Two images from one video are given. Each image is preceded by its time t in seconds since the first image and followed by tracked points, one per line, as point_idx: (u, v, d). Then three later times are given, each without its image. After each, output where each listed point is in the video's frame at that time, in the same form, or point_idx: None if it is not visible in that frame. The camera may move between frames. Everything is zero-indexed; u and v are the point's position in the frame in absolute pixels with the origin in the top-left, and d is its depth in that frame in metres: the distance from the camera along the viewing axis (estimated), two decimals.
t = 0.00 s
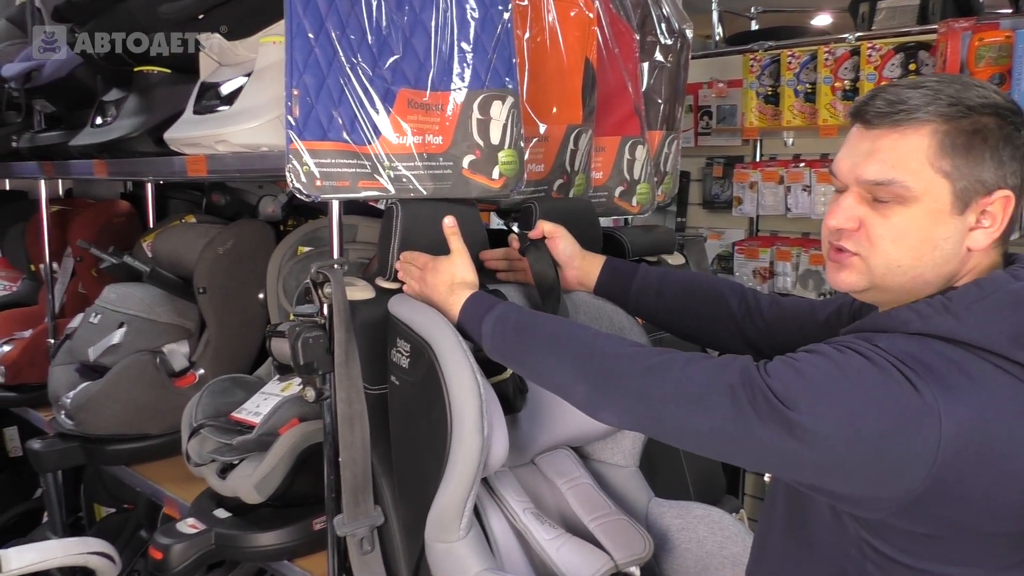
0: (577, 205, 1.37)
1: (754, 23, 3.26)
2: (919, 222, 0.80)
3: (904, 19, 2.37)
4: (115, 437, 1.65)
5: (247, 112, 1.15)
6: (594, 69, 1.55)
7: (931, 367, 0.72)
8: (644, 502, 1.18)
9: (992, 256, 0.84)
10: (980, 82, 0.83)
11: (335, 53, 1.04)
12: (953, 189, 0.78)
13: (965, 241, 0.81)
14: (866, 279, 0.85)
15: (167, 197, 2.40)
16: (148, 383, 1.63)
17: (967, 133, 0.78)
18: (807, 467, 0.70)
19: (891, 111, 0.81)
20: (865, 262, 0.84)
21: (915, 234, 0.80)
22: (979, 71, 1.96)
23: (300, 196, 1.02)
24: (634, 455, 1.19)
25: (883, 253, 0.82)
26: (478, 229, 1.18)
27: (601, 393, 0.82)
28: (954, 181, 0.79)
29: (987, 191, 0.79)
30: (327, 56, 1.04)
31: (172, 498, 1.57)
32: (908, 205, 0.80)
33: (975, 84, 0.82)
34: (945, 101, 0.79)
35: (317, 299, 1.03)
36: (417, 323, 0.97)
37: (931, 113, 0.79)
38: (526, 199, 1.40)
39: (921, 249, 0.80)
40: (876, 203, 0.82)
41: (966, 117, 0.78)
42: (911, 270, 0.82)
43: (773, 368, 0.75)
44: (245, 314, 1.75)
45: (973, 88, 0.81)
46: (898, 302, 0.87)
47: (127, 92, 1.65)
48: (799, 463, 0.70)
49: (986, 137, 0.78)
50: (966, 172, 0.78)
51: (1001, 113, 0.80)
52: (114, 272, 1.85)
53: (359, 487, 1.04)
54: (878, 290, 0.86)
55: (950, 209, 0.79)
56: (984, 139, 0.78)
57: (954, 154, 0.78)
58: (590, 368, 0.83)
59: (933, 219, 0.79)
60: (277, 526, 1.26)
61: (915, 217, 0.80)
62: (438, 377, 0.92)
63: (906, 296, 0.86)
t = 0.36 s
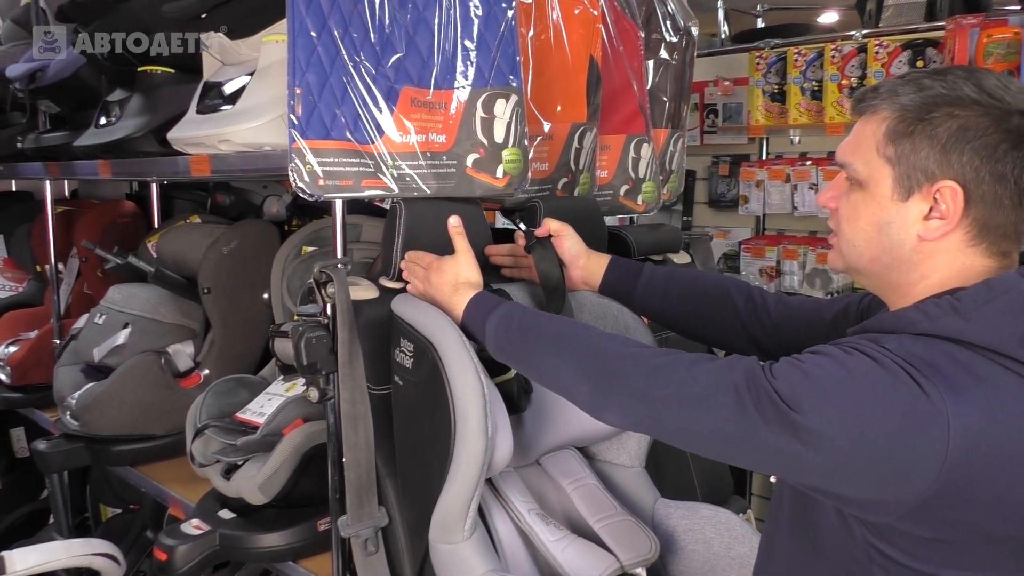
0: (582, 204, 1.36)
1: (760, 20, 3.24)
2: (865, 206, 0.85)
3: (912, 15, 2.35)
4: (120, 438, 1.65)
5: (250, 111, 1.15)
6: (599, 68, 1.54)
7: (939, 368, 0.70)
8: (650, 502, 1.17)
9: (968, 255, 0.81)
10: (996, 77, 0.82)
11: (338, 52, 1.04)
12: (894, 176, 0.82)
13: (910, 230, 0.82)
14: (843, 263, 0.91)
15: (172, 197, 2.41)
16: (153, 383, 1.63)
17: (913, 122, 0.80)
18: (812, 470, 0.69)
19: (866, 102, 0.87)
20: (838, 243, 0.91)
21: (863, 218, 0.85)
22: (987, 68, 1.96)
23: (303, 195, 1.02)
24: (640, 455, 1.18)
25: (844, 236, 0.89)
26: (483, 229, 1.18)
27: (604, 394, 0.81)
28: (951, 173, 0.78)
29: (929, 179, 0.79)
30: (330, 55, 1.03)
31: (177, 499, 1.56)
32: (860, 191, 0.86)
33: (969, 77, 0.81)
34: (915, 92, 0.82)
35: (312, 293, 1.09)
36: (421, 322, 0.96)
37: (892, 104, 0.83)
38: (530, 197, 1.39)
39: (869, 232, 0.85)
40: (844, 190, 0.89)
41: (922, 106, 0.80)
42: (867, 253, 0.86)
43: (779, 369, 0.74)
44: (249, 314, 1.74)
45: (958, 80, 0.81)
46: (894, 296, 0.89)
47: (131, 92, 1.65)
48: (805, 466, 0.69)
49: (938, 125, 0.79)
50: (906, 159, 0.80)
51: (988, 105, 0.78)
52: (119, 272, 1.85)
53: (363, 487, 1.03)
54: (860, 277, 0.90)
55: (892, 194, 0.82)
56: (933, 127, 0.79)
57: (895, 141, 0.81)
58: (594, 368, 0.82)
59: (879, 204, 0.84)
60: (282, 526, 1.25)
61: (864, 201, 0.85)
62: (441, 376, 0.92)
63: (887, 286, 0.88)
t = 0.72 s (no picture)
0: (587, 202, 1.35)
1: (766, 19, 3.23)
2: (871, 205, 0.84)
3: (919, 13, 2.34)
4: (125, 438, 1.65)
5: (253, 110, 1.15)
6: (603, 66, 1.53)
7: (941, 371, 0.69)
8: (654, 502, 1.16)
9: (977, 254, 0.80)
10: (1004, 72, 0.80)
11: (341, 51, 1.03)
12: (900, 174, 0.81)
13: (917, 229, 0.81)
14: (849, 262, 0.90)
15: (177, 197, 2.41)
16: (157, 383, 1.63)
17: (919, 120, 0.79)
18: (814, 473, 0.69)
19: (871, 100, 0.86)
20: (843, 242, 0.90)
21: (869, 217, 0.85)
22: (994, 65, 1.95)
23: (306, 194, 1.01)
24: (644, 455, 1.18)
25: (850, 236, 0.88)
26: (486, 229, 1.18)
27: (604, 397, 0.80)
28: (956, 171, 0.77)
29: (936, 177, 0.78)
30: (333, 53, 1.03)
31: (182, 499, 1.57)
32: (866, 191, 0.85)
33: (976, 73, 0.80)
34: (921, 89, 0.81)
35: (314, 294, 1.09)
36: (422, 322, 0.96)
37: (898, 101, 0.82)
38: (534, 196, 1.39)
39: (875, 231, 0.84)
40: (850, 189, 0.88)
41: (928, 103, 0.79)
42: (872, 252, 0.86)
43: (780, 372, 0.73)
44: (253, 314, 1.74)
45: (964, 76, 0.80)
46: (903, 298, 0.87)
47: (135, 91, 1.65)
48: (807, 469, 0.69)
49: (944, 122, 0.77)
50: (912, 157, 0.80)
51: (995, 100, 0.77)
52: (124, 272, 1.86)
53: (367, 488, 1.03)
54: (867, 277, 0.90)
55: (897, 192, 0.82)
56: (939, 125, 0.78)
57: (901, 139, 0.80)
58: (595, 369, 0.82)
59: (885, 203, 0.83)
60: (286, 526, 1.25)
61: (870, 200, 0.85)
62: (442, 376, 0.91)
63: (895, 287, 0.87)
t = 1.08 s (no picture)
0: (587, 201, 1.35)
1: (769, 18, 3.22)
2: (878, 209, 0.78)
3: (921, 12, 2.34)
4: (127, 438, 1.65)
5: (251, 110, 1.15)
6: (603, 65, 1.53)
7: (945, 372, 0.69)
8: (653, 501, 1.16)
9: (986, 263, 0.75)
10: None
11: (339, 50, 1.03)
12: (912, 181, 0.75)
13: (925, 238, 0.75)
14: (850, 258, 0.85)
15: (179, 198, 2.41)
16: (158, 383, 1.63)
17: (934, 127, 0.73)
18: (814, 474, 0.68)
19: (883, 96, 0.79)
20: (844, 240, 0.84)
21: (874, 221, 0.79)
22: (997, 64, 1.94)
23: (304, 193, 1.01)
24: (644, 454, 1.17)
25: (851, 235, 0.82)
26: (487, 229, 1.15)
27: (607, 392, 0.80)
28: (967, 184, 0.71)
29: (948, 189, 0.73)
30: (331, 52, 1.02)
31: (183, 499, 1.57)
32: (872, 193, 0.79)
33: (996, 77, 0.73)
34: (937, 92, 0.74)
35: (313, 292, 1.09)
36: (422, 321, 0.96)
37: (912, 103, 0.75)
38: (534, 195, 1.39)
39: (880, 235, 0.79)
40: (854, 187, 0.82)
41: (945, 109, 0.73)
42: (875, 256, 0.80)
43: (782, 371, 0.72)
44: (254, 314, 1.74)
45: (982, 80, 0.72)
46: (906, 297, 0.83)
47: (136, 91, 1.65)
48: (807, 471, 0.68)
49: (962, 133, 0.71)
50: (925, 166, 0.73)
51: (1017, 111, 0.70)
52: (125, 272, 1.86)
53: (366, 487, 1.03)
54: (869, 275, 0.84)
55: (907, 199, 0.75)
56: (956, 135, 0.71)
57: (913, 146, 0.74)
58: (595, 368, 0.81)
59: (894, 208, 0.77)
60: (286, 526, 1.25)
61: (877, 203, 0.78)
62: (442, 376, 0.91)
63: (898, 287, 0.82)
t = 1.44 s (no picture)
0: (586, 202, 1.35)
1: (770, 17, 3.22)
2: (837, 228, 0.80)
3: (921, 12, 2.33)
4: (126, 437, 1.65)
5: (250, 109, 1.15)
6: (602, 65, 1.53)
7: (929, 388, 0.68)
8: (651, 501, 1.16)
9: (952, 272, 0.76)
10: (965, 81, 0.75)
11: (337, 50, 1.03)
12: (864, 199, 0.77)
13: (886, 253, 0.77)
14: (821, 279, 0.87)
15: (179, 197, 2.41)
16: (157, 383, 1.63)
17: (879, 143, 0.74)
18: (799, 488, 0.69)
19: (829, 117, 0.81)
20: (812, 261, 0.86)
21: (835, 240, 0.80)
22: (996, 65, 1.95)
23: (301, 193, 1.01)
24: (641, 454, 1.17)
25: (818, 256, 0.84)
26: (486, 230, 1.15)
27: (596, 402, 0.80)
28: (920, 197, 0.73)
29: (900, 204, 0.74)
30: (329, 52, 1.02)
31: (181, 499, 1.57)
32: (830, 213, 0.81)
33: (934, 88, 0.74)
34: (879, 109, 0.75)
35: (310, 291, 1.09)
36: (417, 322, 0.95)
37: (856, 122, 0.77)
38: (532, 195, 1.39)
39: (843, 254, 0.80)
40: (814, 208, 0.84)
41: (888, 125, 0.74)
42: (842, 275, 0.82)
43: (768, 386, 0.72)
44: (253, 315, 1.74)
45: (922, 92, 0.74)
46: (883, 312, 0.84)
47: (135, 91, 1.65)
48: (793, 486, 0.69)
49: (906, 147, 0.73)
50: (875, 182, 0.75)
51: (957, 121, 0.72)
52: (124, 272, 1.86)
53: (363, 487, 1.03)
54: (842, 293, 0.86)
55: (863, 217, 0.77)
56: (901, 149, 0.73)
57: (861, 164, 0.76)
58: (584, 375, 0.82)
59: (852, 226, 0.79)
60: (284, 526, 1.25)
61: (835, 223, 0.80)
62: (437, 376, 0.91)
63: (874, 303, 0.84)
